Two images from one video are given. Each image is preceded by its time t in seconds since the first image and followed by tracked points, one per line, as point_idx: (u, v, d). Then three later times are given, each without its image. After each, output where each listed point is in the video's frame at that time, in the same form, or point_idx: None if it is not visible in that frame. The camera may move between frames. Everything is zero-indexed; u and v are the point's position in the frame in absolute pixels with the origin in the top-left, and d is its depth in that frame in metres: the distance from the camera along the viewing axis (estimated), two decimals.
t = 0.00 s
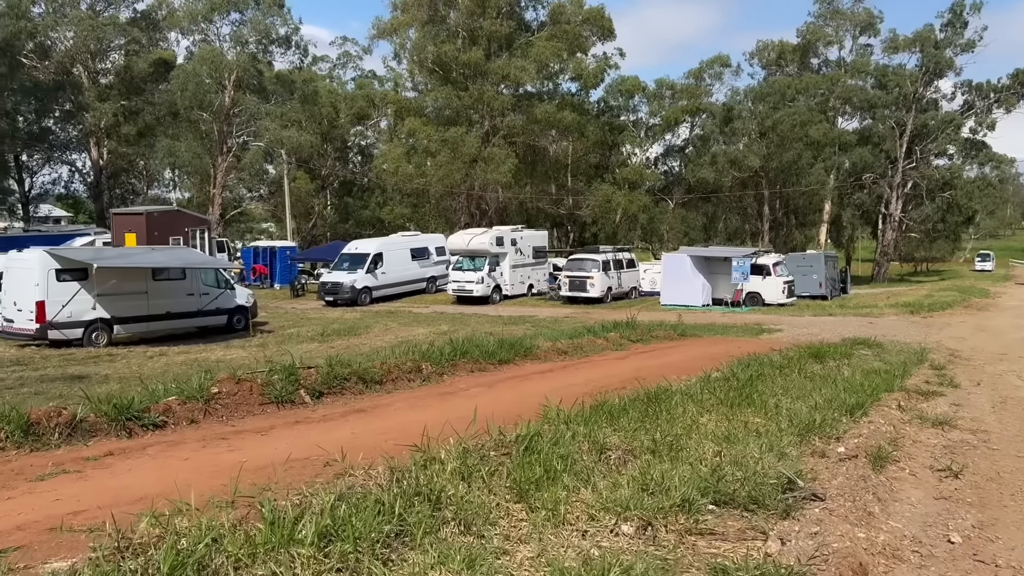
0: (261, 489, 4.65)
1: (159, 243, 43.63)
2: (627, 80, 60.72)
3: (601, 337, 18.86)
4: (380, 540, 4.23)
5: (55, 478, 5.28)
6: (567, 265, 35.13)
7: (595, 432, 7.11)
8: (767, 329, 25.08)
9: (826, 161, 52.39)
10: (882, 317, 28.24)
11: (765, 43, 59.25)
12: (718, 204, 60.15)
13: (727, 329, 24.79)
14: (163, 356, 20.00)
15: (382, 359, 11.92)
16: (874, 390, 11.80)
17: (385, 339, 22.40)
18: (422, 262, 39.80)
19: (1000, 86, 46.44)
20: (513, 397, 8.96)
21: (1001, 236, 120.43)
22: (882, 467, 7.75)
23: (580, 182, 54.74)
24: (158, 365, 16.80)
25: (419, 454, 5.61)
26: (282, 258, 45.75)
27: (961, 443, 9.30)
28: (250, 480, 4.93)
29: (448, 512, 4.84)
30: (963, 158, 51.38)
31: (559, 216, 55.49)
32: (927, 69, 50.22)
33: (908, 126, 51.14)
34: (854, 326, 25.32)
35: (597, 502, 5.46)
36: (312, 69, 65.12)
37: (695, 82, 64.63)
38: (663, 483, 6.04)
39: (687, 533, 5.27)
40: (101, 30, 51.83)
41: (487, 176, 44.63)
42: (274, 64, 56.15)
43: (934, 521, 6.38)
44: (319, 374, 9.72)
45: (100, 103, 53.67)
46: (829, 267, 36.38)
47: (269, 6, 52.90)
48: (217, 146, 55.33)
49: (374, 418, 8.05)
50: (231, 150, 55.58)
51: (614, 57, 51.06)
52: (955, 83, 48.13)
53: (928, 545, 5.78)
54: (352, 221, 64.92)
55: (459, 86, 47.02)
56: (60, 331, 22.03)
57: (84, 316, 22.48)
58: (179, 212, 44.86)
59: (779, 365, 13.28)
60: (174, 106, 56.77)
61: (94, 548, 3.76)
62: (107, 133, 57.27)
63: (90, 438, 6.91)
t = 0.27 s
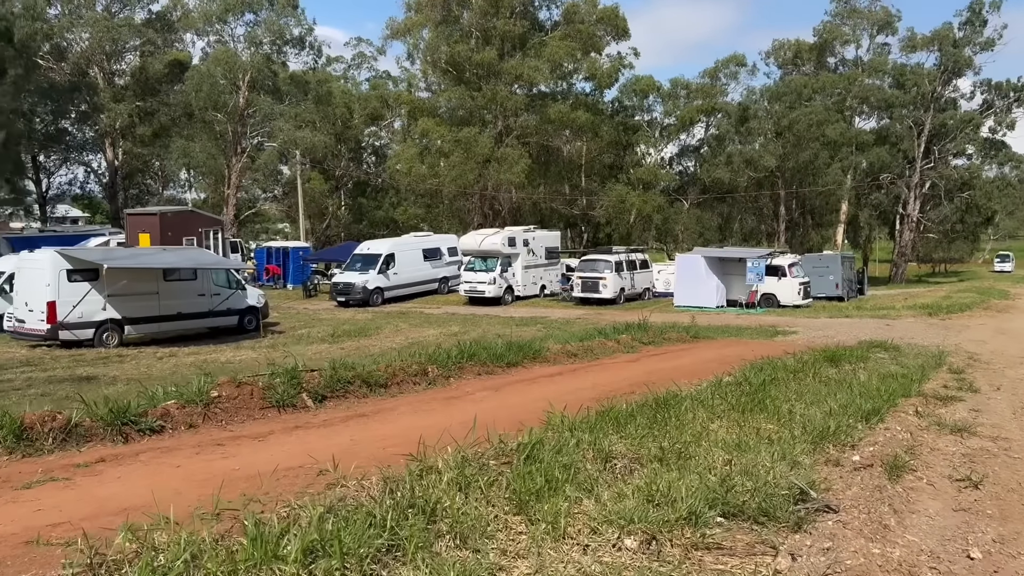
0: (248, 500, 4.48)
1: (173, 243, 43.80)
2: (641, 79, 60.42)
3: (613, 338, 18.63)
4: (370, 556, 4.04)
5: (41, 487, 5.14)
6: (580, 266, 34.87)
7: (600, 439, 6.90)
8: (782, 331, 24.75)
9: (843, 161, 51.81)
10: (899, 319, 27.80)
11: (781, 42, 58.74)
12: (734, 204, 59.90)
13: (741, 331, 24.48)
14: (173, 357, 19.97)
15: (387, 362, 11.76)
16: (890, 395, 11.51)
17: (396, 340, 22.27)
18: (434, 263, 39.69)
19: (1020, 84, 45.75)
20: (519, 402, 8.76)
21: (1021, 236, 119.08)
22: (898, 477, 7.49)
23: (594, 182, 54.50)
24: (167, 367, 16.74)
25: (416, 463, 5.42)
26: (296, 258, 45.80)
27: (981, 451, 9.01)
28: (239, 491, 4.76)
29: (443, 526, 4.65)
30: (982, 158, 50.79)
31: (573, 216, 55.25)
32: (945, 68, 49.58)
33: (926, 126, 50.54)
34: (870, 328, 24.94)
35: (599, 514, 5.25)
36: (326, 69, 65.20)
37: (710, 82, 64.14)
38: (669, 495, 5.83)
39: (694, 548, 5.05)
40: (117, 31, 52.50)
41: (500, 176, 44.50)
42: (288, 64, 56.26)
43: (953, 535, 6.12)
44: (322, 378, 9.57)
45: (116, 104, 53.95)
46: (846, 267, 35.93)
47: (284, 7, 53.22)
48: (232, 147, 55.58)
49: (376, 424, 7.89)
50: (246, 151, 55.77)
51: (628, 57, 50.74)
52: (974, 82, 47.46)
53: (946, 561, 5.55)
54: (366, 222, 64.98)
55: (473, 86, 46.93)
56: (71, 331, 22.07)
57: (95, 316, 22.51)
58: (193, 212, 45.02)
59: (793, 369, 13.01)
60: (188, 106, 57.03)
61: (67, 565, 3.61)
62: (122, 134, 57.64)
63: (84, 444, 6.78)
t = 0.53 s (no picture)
0: (223, 507, 4.29)
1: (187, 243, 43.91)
2: (656, 78, 60.07)
3: (624, 339, 18.38)
4: (346, 568, 3.83)
5: (17, 489, 4.99)
6: (592, 266, 34.59)
7: (600, 443, 6.66)
8: (798, 332, 24.35)
9: (861, 160, 51.16)
10: (917, 320, 27.30)
11: (798, 40, 58.15)
12: (750, 204, 59.62)
13: (755, 332, 24.14)
14: (181, 356, 19.92)
15: (390, 362, 11.57)
16: (905, 398, 11.17)
17: (405, 340, 22.10)
18: (446, 263, 39.52)
19: None
20: (520, 404, 8.54)
21: None
22: (912, 483, 7.20)
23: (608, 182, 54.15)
24: (174, 366, 16.68)
25: (403, 467, 5.21)
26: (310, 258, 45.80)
27: (999, 457, 8.68)
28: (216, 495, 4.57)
29: (428, 534, 4.43)
30: (1002, 157, 50.00)
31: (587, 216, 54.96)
32: (965, 66, 48.78)
33: (945, 124, 49.74)
34: (887, 329, 24.50)
35: (594, 522, 5.01)
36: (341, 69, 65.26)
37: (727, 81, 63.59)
38: (669, 501, 5.58)
39: (692, 559, 4.82)
40: (132, 31, 52.67)
41: (514, 176, 44.32)
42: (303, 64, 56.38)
43: (968, 546, 5.85)
44: (321, 378, 9.41)
45: (132, 105, 54.31)
46: (863, 267, 35.40)
47: (298, 6, 53.51)
48: (247, 146, 55.80)
49: (372, 425, 7.70)
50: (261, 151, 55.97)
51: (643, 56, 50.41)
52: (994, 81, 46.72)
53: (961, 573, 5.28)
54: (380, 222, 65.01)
55: (487, 86, 46.77)
56: (81, 330, 22.09)
57: (105, 315, 22.53)
58: (207, 212, 45.17)
59: (805, 371, 12.70)
60: (203, 106, 57.28)
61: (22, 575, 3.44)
62: (138, 134, 58.00)
63: (71, 444, 6.65)
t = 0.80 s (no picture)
0: (200, 522, 4.12)
1: (202, 243, 44.06)
2: (673, 78, 59.68)
3: (636, 341, 18.10)
4: None
5: None
6: (607, 267, 34.29)
7: (602, 453, 6.44)
8: (815, 334, 23.94)
9: (880, 160, 50.45)
10: (937, 323, 26.77)
11: (818, 39, 57.54)
12: (768, 204, 59.32)
13: (771, 334, 23.77)
14: (191, 357, 19.86)
15: (395, 365, 11.40)
16: (924, 404, 10.84)
17: (415, 341, 21.93)
18: (460, 263, 39.38)
19: None
20: (523, 411, 8.34)
21: None
22: (928, 497, 6.92)
23: (624, 182, 53.76)
24: (183, 367, 16.62)
25: (393, 480, 5.02)
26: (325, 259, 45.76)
27: (1021, 468, 8.35)
28: (195, 510, 4.40)
29: (414, 551, 4.22)
30: None
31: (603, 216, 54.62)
32: (987, 65, 47.83)
33: (967, 124, 48.69)
34: (906, 332, 24.03)
35: (591, 539, 4.79)
36: (357, 70, 65.31)
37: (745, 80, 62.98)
38: (673, 516, 5.34)
39: None
40: (150, 33, 52.83)
41: (529, 176, 44.10)
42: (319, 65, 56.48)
43: (985, 566, 5.60)
44: (322, 382, 9.25)
45: (150, 106, 54.63)
46: (883, 269, 34.83)
47: (315, 7, 53.63)
48: (263, 147, 56.04)
49: (371, 432, 7.52)
50: (277, 151, 56.13)
51: (659, 55, 50.03)
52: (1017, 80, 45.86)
53: None
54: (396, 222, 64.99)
55: (502, 85, 46.63)
56: (94, 331, 22.14)
57: (117, 316, 22.57)
58: (223, 212, 45.33)
59: (820, 377, 12.38)
60: (220, 107, 57.54)
61: None
62: (156, 135, 58.39)
63: (62, 451, 6.53)
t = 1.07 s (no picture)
0: (180, 530, 3.96)
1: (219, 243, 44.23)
2: (691, 77, 59.34)
3: (649, 342, 17.83)
4: None
5: None
6: (622, 266, 33.99)
7: (607, 457, 6.23)
8: (833, 336, 23.54)
9: (901, 160, 49.75)
10: (959, 324, 26.23)
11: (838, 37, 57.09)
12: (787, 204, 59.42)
13: (789, 335, 23.40)
14: (202, 357, 19.80)
15: (401, 365, 11.25)
16: (945, 408, 10.52)
17: (427, 342, 21.77)
18: (475, 263, 39.22)
19: None
20: (529, 413, 8.15)
21: None
22: (948, 506, 6.65)
23: (641, 182, 53.39)
24: (193, 367, 16.57)
25: (387, 485, 4.84)
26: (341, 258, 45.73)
27: None
28: (178, 516, 4.23)
29: (405, 559, 4.03)
30: None
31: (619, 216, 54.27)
32: (1012, 62, 46.96)
33: (990, 123, 48.02)
34: (927, 333, 23.56)
35: (592, 549, 4.58)
36: (374, 71, 65.33)
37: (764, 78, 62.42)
38: (679, 525, 5.12)
39: None
40: (169, 34, 53.11)
41: (544, 176, 43.86)
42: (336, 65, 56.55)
43: None
44: (326, 383, 9.11)
45: (168, 106, 54.95)
46: (904, 269, 34.28)
47: (331, 8, 53.76)
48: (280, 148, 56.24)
49: (373, 434, 7.36)
50: (293, 151, 56.28)
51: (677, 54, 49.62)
52: None
53: None
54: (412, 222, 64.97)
55: (518, 85, 46.63)
56: (108, 330, 22.20)
57: (131, 315, 22.63)
58: (240, 212, 45.47)
59: (837, 379, 12.07)
60: (237, 107, 57.82)
61: None
62: (174, 135, 58.81)
63: (57, 452, 6.42)
